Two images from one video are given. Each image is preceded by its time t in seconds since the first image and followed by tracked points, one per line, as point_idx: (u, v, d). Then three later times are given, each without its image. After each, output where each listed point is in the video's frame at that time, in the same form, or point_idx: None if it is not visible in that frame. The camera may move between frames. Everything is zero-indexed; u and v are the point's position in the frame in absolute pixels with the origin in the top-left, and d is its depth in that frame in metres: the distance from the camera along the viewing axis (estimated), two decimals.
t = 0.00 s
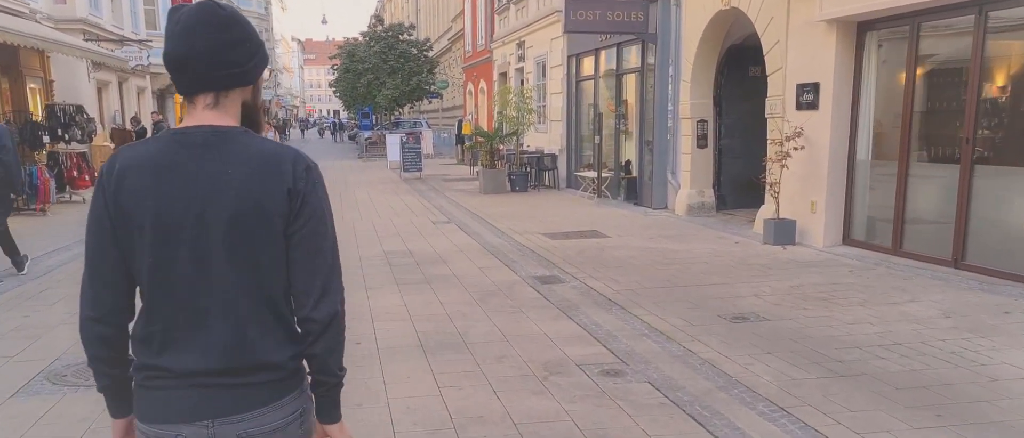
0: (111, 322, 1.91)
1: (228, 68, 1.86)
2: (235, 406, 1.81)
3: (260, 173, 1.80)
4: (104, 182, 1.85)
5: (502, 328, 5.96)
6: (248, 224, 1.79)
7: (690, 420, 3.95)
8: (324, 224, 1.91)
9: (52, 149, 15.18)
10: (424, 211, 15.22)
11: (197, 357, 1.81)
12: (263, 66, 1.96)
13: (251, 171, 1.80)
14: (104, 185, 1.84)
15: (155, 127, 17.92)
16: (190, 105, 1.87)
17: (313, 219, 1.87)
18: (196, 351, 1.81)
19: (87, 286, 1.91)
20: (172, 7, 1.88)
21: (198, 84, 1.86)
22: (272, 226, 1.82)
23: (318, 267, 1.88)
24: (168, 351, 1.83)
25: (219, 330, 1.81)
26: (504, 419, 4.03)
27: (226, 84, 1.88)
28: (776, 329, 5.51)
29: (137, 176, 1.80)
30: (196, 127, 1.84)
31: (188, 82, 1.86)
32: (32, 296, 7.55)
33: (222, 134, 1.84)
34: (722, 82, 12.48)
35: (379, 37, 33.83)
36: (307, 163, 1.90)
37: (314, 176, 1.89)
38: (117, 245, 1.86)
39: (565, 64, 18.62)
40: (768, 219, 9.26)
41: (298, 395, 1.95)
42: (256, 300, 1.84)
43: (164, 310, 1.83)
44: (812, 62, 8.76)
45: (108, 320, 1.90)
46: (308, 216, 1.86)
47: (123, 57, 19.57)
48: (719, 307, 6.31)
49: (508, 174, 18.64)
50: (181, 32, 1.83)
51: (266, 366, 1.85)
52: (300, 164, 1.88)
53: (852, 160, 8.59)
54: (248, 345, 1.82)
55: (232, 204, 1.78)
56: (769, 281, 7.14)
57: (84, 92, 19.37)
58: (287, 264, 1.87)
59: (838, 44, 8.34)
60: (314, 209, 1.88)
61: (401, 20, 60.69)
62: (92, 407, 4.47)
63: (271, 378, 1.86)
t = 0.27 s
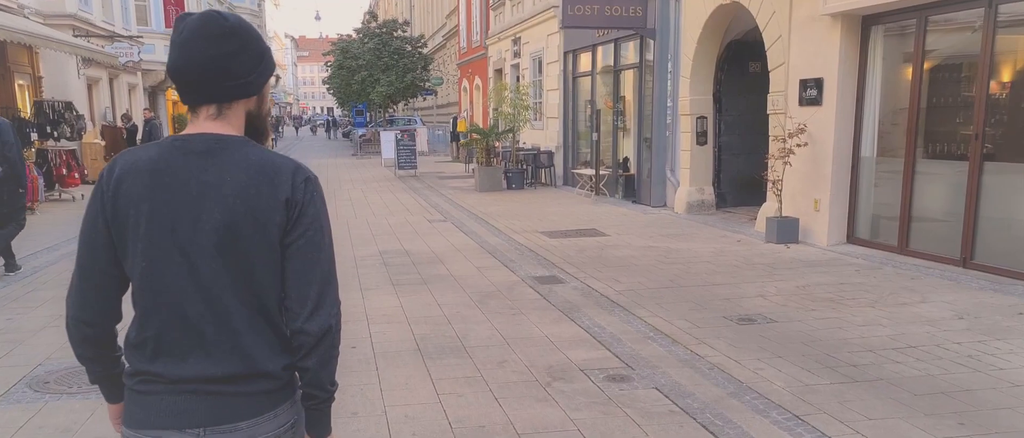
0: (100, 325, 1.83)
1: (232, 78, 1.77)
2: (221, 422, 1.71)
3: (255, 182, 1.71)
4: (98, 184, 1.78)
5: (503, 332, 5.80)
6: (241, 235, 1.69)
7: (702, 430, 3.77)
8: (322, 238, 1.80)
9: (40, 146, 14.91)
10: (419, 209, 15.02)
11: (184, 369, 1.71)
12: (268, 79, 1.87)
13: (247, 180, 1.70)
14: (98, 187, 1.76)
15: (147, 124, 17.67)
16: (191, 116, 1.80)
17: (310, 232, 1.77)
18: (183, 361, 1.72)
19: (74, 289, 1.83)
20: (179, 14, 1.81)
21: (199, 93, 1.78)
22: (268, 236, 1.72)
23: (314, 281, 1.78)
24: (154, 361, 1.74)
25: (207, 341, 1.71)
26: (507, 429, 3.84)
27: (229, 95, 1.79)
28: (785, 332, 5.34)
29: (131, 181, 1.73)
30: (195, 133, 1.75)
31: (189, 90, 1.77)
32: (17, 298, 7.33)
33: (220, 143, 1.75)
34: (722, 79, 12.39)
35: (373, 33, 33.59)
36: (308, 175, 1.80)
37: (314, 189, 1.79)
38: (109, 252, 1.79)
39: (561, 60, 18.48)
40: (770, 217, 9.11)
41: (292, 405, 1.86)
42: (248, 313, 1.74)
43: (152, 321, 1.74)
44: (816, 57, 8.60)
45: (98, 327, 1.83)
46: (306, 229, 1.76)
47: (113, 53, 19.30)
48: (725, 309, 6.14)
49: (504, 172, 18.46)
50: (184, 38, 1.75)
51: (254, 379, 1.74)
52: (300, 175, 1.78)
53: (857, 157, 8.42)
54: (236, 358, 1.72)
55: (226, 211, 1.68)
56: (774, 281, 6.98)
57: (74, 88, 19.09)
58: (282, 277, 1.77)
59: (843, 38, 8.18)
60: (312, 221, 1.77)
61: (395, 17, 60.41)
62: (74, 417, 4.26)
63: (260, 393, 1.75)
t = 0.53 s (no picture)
0: (115, 330, 1.90)
1: (254, 95, 1.87)
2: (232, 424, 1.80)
3: (273, 199, 1.79)
4: (115, 190, 1.84)
5: (505, 341, 5.63)
6: (258, 249, 1.78)
7: None
8: (334, 254, 1.89)
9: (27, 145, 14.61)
10: (415, 209, 14.81)
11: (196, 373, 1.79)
12: (284, 94, 1.97)
13: (265, 196, 1.78)
14: (116, 195, 1.82)
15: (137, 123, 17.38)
16: (212, 128, 1.89)
17: (322, 249, 1.85)
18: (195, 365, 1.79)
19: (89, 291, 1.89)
20: (202, 26, 1.89)
21: (222, 109, 1.87)
22: (282, 252, 1.80)
23: (324, 296, 1.86)
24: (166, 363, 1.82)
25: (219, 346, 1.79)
26: None
27: (252, 111, 1.89)
28: (797, 340, 5.18)
29: (150, 189, 1.80)
30: (214, 149, 1.82)
31: (211, 104, 1.86)
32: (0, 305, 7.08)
33: (238, 159, 1.82)
34: (723, 76, 12.25)
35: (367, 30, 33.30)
36: (322, 193, 1.88)
37: (328, 208, 1.87)
38: (123, 255, 1.84)
39: (558, 57, 18.31)
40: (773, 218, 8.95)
41: (294, 404, 1.94)
42: (260, 322, 1.83)
43: (166, 324, 1.81)
44: (821, 55, 8.42)
45: (107, 326, 1.89)
46: (319, 246, 1.85)
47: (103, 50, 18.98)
48: (732, 315, 5.98)
49: (500, 170, 18.27)
50: (208, 54, 1.83)
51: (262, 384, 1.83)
52: (315, 193, 1.86)
53: (863, 157, 8.23)
54: (247, 364, 1.81)
55: (243, 227, 1.76)
56: (781, 286, 6.81)
57: (62, 86, 18.75)
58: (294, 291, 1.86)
59: (849, 35, 7.99)
60: (324, 239, 1.86)
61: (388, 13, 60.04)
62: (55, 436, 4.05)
63: (267, 397, 1.84)
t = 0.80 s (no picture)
0: (102, 318, 1.83)
1: (242, 75, 1.89)
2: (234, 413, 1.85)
3: (269, 182, 1.85)
4: (99, 174, 1.82)
5: (500, 346, 5.47)
6: (255, 232, 1.83)
7: None
8: (328, 234, 1.98)
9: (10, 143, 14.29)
10: (406, 208, 14.62)
11: (196, 360, 1.81)
12: (266, 75, 1.98)
13: (261, 180, 1.84)
14: (101, 178, 1.81)
15: (123, 121, 17.07)
16: (195, 109, 1.90)
17: (318, 230, 1.94)
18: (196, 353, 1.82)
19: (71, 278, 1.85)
20: (181, 4, 1.88)
21: (207, 89, 1.87)
22: (278, 233, 1.87)
23: (321, 275, 1.96)
24: (163, 348, 1.83)
25: (221, 333, 1.83)
26: None
27: (234, 91, 1.90)
28: (802, 344, 5.04)
29: (139, 174, 1.80)
30: (204, 131, 1.85)
31: (195, 84, 1.87)
32: None
33: (229, 140, 1.86)
34: (718, 73, 12.14)
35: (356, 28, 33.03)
36: (312, 174, 1.96)
37: (320, 188, 1.95)
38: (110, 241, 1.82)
39: (550, 54, 18.16)
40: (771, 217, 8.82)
41: (284, 400, 1.97)
42: (259, 305, 1.89)
43: (161, 308, 1.83)
44: (818, 51, 8.26)
45: (92, 314, 1.82)
46: (315, 227, 1.93)
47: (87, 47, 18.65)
48: (733, 318, 5.83)
49: (492, 169, 18.10)
50: (193, 34, 1.84)
51: (261, 371, 1.89)
52: (307, 174, 1.93)
53: (862, 155, 8.09)
54: (247, 347, 1.86)
55: (239, 209, 1.81)
56: (781, 287, 6.67)
57: (46, 84, 18.41)
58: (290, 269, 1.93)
59: (848, 30, 7.83)
60: (319, 220, 1.94)
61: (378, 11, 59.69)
62: None
63: (263, 377, 1.90)
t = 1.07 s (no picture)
0: (58, 340, 1.77)
1: (192, 85, 1.84)
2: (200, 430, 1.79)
3: (225, 191, 1.77)
4: (49, 192, 1.74)
5: (473, 354, 5.26)
6: (214, 244, 1.76)
7: None
8: (290, 240, 1.91)
9: None
10: (377, 209, 14.32)
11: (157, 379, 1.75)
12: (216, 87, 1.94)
13: (216, 189, 1.76)
14: (51, 197, 1.74)
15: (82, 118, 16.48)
16: (145, 122, 1.83)
17: (279, 237, 1.87)
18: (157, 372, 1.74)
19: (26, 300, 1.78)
20: (125, 15, 1.83)
21: (155, 100, 1.81)
22: (238, 242, 1.80)
23: (285, 282, 1.90)
24: (120, 370, 1.76)
25: (181, 350, 1.76)
26: None
27: (185, 101, 1.85)
28: (784, 350, 4.90)
29: (87, 190, 1.72)
30: (155, 143, 1.77)
31: (143, 95, 1.81)
32: None
33: (181, 151, 1.78)
34: (692, 72, 12.05)
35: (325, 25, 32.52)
36: (270, 179, 1.88)
37: (279, 193, 1.88)
38: (62, 260, 1.75)
39: (522, 53, 17.97)
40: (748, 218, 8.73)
41: (250, 411, 1.92)
42: (221, 318, 1.82)
43: (118, 328, 1.76)
44: (795, 50, 8.16)
45: (48, 337, 1.77)
46: (275, 234, 1.86)
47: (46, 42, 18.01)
48: (712, 323, 5.69)
49: (464, 168, 17.85)
50: (140, 46, 1.79)
51: (225, 384, 1.83)
52: (265, 180, 1.86)
53: (840, 156, 8.00)
54: (210, 362, 1.80)
55: (196, 220, 1.74)
56: (760, 290, 6.55)
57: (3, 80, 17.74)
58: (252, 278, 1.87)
59: (825, 30, 7.73)
60: (279, 226, 1.87)
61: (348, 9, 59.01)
62: None
63: (228, 390, 1.84)
